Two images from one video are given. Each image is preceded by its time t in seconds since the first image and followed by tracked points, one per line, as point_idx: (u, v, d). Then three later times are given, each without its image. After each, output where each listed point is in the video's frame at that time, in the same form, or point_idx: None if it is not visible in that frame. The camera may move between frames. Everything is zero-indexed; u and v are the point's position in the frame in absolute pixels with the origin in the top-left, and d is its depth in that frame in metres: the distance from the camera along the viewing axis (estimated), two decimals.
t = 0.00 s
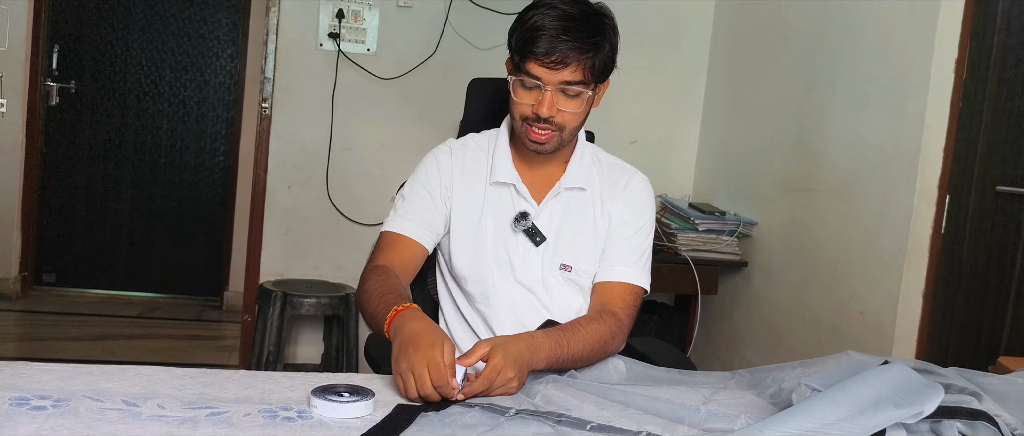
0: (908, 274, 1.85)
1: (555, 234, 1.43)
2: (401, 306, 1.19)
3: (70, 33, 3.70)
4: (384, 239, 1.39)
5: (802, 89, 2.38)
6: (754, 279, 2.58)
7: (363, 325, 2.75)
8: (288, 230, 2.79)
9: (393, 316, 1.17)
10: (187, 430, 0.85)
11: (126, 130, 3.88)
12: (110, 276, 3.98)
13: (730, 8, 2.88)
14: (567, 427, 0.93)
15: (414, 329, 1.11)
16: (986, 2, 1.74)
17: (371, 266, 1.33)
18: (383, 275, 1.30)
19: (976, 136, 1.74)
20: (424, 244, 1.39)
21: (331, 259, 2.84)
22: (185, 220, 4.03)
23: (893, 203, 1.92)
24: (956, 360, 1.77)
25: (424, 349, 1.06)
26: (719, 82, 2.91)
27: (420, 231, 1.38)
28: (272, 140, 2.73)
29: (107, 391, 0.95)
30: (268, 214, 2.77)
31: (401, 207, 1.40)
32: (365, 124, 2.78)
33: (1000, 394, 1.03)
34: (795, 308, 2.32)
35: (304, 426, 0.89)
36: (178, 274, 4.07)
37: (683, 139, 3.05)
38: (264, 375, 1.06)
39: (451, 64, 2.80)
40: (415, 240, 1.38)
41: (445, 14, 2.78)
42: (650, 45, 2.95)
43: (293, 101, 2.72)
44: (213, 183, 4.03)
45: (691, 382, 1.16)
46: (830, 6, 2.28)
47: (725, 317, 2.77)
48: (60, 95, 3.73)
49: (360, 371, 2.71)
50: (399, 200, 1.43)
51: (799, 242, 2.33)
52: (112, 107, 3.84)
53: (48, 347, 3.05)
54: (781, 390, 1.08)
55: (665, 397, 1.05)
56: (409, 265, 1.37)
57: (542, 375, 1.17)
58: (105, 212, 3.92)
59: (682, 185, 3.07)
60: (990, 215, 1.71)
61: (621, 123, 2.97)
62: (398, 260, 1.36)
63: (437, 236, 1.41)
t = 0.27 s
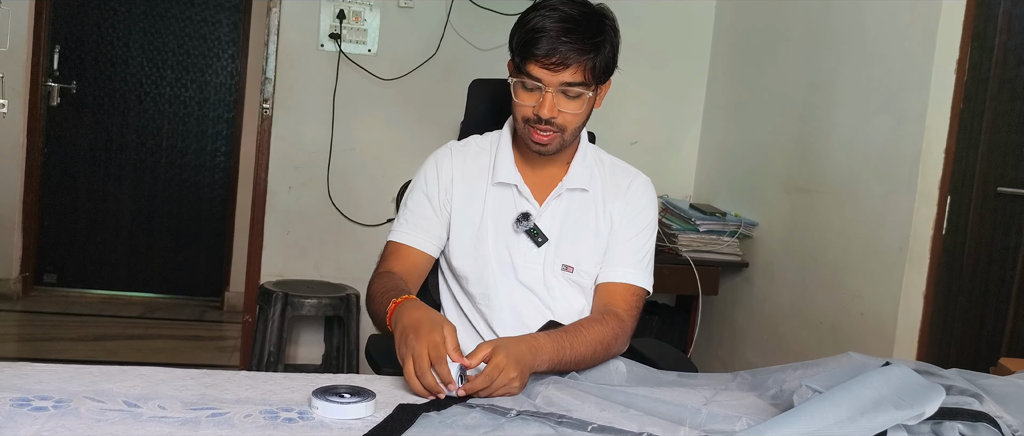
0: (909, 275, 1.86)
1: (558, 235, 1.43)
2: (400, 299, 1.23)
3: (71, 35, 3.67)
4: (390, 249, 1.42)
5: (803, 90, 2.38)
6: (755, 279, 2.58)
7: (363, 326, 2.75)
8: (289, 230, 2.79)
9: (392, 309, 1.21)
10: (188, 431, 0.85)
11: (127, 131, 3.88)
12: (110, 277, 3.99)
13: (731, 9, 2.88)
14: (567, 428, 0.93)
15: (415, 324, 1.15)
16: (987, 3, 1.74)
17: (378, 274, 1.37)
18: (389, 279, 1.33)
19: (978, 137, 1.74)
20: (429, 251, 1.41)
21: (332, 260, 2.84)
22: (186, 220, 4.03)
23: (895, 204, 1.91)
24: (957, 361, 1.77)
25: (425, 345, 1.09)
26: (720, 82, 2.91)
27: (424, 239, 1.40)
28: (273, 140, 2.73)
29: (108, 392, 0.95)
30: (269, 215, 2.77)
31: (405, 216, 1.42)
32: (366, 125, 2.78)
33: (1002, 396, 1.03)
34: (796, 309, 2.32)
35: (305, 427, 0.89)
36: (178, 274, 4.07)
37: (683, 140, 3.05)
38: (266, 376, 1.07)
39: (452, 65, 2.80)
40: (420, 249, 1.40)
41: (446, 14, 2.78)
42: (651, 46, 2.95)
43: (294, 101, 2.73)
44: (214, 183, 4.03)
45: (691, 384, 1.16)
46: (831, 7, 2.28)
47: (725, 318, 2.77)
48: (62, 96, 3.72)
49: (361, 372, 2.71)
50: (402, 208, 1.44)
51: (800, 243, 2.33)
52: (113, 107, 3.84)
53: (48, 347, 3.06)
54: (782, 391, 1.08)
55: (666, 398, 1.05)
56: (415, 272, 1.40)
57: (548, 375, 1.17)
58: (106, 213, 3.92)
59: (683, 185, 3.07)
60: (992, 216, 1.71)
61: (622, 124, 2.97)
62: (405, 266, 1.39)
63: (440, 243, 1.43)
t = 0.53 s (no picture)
0: (910, 275, 1.86)
1: (560, 233, 1.43)
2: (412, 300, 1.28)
3: (72, 34, 3.69)
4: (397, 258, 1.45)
5: (804, 90, 2.38)
6: (755, 280, 2.58)
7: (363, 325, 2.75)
8: (289, 230, 2.79)
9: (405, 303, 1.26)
10: (188, 431, 0.85)
11: (127, 130, 3.88)
12: (111, 277, 3.99)
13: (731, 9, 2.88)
14: (568, 428, 0.93)
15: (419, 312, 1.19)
16: (988, 3, 1.74)
17: (389, 282, 1.41)
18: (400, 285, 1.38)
19: (979, 137, 1.74)
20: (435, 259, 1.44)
21: (332, 260, 2.84)
22: (186, 220, 4.03)
23: (895, 204, 1.92)
24: (957, 361, 1.77)
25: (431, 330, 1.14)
26: (721, 82, 2.91)
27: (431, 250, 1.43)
28: (274, 140, 2.73)
29: (109, 391, 0.95)
30: (270, 215, 2.77)
31: (410, 224, 1.44)
32: (367, 125, 2.79)
33: (1003, 396, 1.03)
34: (796, 309, 2.32)
35: (306, 427, 0.89)
36: (178, 274, 4.07)
37: (684, 140, 3.04)
38: (266, 376, 1.07)
39: (453, 65, 2.80)
40: (427, 259, 1.43)
41: (446, 15, 2.78)
42: (651, 45, 2.95)
43: (295, 101, 2.73)
44: (214, 182, 4.04)
45: (692, 384, 1.16)
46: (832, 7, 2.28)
47: (726, 318, 2.77)
48: (64, 96, 3.73)
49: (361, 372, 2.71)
50: (406, 216, 1.46)
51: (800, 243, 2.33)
52: (114, 107, 3.84)
53: (49, 347, 3.06)
54: (783, 391, 1.08)
55: (666, 398, 1.05)
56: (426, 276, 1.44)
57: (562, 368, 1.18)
58: (106, 213, 3.92)
59: (684, 185, 3.07)
60: (992, 216, 1.71)
61: (623, 124, 2.97)
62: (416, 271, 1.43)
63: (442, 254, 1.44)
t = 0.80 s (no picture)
0: (910, 274, 1.85)
1: (558, 231, 1.43)
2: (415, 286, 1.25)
3: (72, 34, 3.72)
4: (389, 251, 1.43)
5: (804, 89, 2.38)
6: (755, 279, 2.58)
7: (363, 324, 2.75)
8: (289, 229, 2.79)
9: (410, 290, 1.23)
10: (188, 430, 0.85)
11: (127, 130, 3.89)
12: (111, 276, 3.99)
13: (731, 8, 2.88)
14: (568, 427, 0.93)
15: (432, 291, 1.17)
16: (988, 2, 1.74)
17: (380, 273, 1.39)
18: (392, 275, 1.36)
19: (979, 136, 1.74)
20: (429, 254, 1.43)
21: (332, 259, 2.84)
22: (186, 220, 4.03)
23: (895, 203, 1.92)
24: (957, 360, 1.77)
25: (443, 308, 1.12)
26: (721, 81, 2.91)
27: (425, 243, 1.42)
28: (273, 139, 2.73)
29: (108, 390, 0.95)
30: (270, 214, 2.77)
31: (406, 219, 1.43)
32: (366, 124, 2.79)
33: (1002, 395, 1.03)
34: (796, 308, 2.32)
35: (305, 426, 0.89)
36: (178, 273, 4.07)
37: (684, 139, 3.04)
38: (266, 375, 1.06)
39: (453, 64, 2.80)
40: (419, 251, 1.42)
41: (446, 14, 2.78)
42: (652, 44, 2.95)
43: (295, 100, 2.73)
44: (214, 182, 4.02)
45: (692, 383, 1.16)
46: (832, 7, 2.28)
47: (726, 317, 2.77)
48: (64, 95, 3.77)
49: (361, 371, 2.71)
50: (401, 208, 1.45)
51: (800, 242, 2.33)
52: (114, 106, 3.85)
53: (49, 346, 3.06)
54: (782, 390, 1.08)
55: (666, 397, 1.05)
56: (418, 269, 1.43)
57: (563, 365, 1.19)
58: (106, 212, 3.92)
59: (684, 184, 3.07)
60: (992, 215, 1.71)
61: (623, 123, 2.97)
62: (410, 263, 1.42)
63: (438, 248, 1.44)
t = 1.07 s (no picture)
0: (910, 273, 1.85)
1: (554, 232, 1.43)
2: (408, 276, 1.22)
3: (72, 32, 3.72)
4: (376, 237, 1.41)
5: (804, 88, 2.38)
6: (755, 277, 2.58)
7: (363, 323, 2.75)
8: (289, 228, 2.79)
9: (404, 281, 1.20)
10: (188, 428, 0.85)
11: (127, 128, 3.88)
12: (110, 275, 3.99)
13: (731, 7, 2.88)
14: (567, 425, 0.93)
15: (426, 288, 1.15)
16: (988, 1, 1.74)
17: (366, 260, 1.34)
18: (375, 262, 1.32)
19: (978, 135, 1.74)
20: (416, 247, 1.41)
21: (332, 258, 2.84)
22: (186, 219, 4.02)
23: (895, 202, 1.92)
24: (957, 359, 1.77)
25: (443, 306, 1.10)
26: (721, 80, 2.91)
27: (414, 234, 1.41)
28: (273, 138, 2.73)
29: (108, 388, 0.95)
30: (269, 213, 2.77)
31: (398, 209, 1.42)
32: (366, 123, 2.78)
33: (1002, 393, 1.03)
34: (796, 307, 2.32)
35: (305, 424, 0.89)
36: (178, 272, 4.06)
37: (684, 138, 3.04)
38: (265, 373, 1.06)
39: (452, 62, 2.80)
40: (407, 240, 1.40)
41: (446, 13, 2.78)
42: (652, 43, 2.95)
43: (295, 99, 2.73)
44: (214, 181, 4.02)
45: (692, 381, 1.16)
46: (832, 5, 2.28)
47: (726, 316, 2.77)
48: (63, 94, 3.75)
49: (361, 370, 2.71)
50: (394, 198, 1.44)
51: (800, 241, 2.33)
52: (114, 105, 3.84)
53: (49, 345, 3.06)
54: (782, 389, 1.08)
55: (666, 395, 1.05)
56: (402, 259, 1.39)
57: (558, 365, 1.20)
58: (105, 211, 3.92)
59: (683, 183, 3.07)
60: (992, 214, 1.71)
61: (623, 122, 2.97)
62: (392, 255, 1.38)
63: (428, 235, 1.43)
